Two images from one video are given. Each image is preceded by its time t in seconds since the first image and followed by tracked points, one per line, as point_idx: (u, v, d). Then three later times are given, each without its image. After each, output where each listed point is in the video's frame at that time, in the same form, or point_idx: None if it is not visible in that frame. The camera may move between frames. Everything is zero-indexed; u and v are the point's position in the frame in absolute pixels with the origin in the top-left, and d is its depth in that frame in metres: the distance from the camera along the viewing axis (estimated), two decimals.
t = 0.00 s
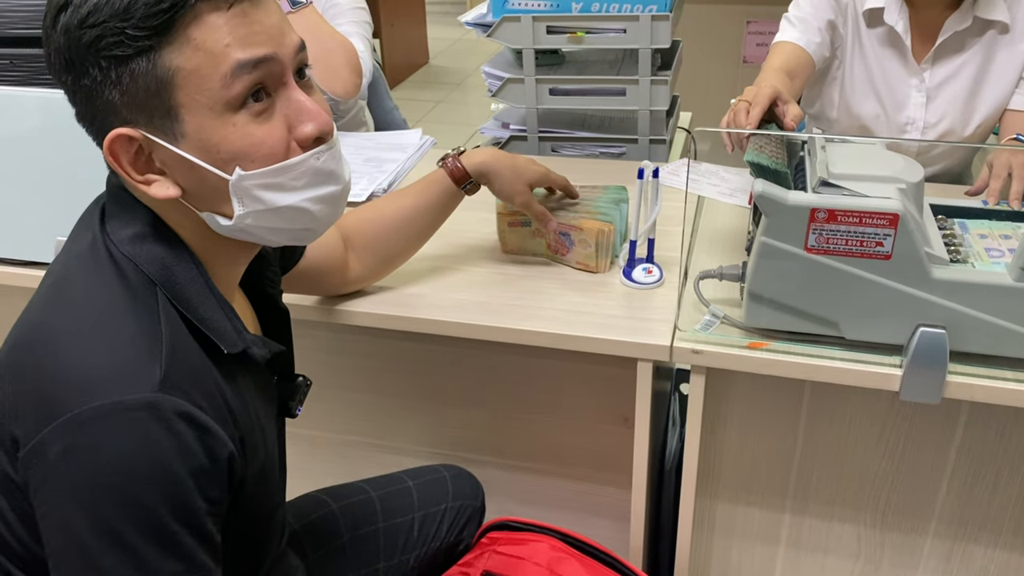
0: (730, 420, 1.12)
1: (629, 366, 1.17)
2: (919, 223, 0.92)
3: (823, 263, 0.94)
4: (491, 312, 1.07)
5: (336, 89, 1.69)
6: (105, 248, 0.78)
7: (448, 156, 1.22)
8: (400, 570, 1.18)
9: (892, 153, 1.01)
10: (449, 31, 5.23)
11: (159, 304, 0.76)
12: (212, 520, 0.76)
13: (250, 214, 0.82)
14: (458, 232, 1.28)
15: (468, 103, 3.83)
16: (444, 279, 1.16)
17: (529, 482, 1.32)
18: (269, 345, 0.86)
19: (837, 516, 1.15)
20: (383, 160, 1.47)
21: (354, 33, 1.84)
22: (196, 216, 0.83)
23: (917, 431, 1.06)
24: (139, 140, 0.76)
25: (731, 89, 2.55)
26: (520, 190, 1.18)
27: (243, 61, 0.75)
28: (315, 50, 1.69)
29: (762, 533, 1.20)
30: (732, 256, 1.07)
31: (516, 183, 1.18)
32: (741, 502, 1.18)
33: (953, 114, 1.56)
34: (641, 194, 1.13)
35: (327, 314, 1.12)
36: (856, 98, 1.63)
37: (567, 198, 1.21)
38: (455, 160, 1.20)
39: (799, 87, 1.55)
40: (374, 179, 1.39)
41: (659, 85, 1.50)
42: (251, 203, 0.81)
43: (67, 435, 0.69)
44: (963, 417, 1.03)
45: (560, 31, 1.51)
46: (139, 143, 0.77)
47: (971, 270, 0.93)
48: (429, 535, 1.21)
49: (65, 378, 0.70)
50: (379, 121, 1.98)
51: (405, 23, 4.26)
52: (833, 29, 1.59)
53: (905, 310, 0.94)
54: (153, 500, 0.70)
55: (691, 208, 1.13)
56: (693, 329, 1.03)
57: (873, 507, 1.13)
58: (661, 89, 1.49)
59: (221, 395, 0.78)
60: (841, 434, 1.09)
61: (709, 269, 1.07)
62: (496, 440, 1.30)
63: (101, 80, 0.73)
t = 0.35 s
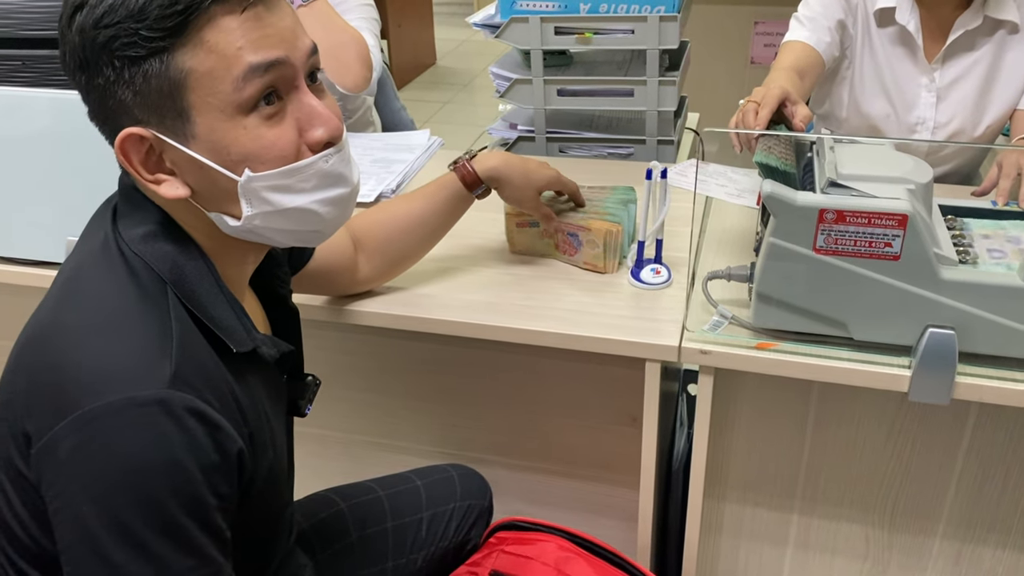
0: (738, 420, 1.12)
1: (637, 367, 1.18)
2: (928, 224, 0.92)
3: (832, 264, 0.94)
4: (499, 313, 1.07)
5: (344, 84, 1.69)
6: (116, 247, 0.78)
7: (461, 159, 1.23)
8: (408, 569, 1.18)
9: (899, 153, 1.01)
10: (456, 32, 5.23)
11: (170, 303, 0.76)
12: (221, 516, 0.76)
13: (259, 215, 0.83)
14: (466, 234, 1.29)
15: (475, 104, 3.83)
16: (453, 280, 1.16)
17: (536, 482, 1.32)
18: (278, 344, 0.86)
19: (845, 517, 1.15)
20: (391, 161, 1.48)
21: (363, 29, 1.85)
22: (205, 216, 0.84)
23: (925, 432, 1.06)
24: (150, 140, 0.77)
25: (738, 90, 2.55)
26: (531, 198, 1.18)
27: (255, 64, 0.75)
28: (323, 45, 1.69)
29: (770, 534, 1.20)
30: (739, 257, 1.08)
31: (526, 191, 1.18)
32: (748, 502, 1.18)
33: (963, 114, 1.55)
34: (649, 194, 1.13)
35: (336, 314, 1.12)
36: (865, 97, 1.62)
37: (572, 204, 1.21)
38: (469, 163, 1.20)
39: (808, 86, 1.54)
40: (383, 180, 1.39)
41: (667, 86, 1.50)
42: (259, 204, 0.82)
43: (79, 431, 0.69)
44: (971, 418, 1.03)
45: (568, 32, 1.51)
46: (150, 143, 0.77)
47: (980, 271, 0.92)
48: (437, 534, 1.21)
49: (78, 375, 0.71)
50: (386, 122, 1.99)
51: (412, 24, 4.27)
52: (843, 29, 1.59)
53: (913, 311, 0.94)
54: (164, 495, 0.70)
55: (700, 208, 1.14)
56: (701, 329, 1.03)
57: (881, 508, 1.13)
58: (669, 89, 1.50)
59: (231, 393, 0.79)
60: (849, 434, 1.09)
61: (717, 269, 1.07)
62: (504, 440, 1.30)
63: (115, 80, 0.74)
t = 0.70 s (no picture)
0: (745, 423, 1.12)
1: (645, 369, 1.18)
2: (936, 229, 0.92)
3: (839, 267, 0.95)
4: (508, 315, 1.08)
5: (367, 105, 1.73)
6: (132, 249, 0.80)
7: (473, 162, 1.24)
8: (416, 569, 1.19)
9: (907, 157, 1.01)
10: (464, 33, 5.24)
11: (185, 306, 0.77)
12: (234, 516, 0.77)
13: (272, 218, 0.83)
14: (475, 236, 1.30)
15: (483, 104, 3.84)
16: (462, 282, 1.17)
17: (544, 484, 1.33)
18: (289, 347, 0.87)
19: (851, 520, 1.16)
20: (400, 163, 1.49)
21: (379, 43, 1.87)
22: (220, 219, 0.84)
23: (932, 435, 1.06)
24: (166, 144, 0.78)
25: (746, 92, 2.55)
26: (543, 202, 1.19)
27: (271, 70, 0.76)
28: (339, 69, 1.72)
29: (777, 536, 1.21)
30: (747, 259, 1.08)
31: (539, 196, 1.19)
32: (755, 505, 1.19)
33: (971, 120, 1.55)
34: (656, 197, 1.14)
35: (346, 316, 1.13)
36: (873, 103, 1.63)
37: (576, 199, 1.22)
38: (479, 168, 1.21)
39: (816, 90, 1.54)
40: (393, 183, 1.40)
41: (675, 89, 1.51)
42: (273, 207, 0.83)
43: (96, 431, 0.70)
44: (978, 422, 1.03)
45: (576, 35, 1.52)
46: (166, 147, 0.78)
47: (988, 275, 0.93)
48: (446, 535, 1.22)
49: (94, 376, 0.72)
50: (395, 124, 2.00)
51: (420, 25, 4.28)
52: (851, 34, 1.59)
53: (920, 315, 0.95)
54: (178, 494, 0.71)
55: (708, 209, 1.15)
56: (709, 332, 1.03)
57: (888, 511, 1.13)
58: (677, 92, 1.50)
59: (244, 394, 0.80)
60: (857, 437, 1.09)
61: (725, 272, 1.07)
62: (512, 441, 1.31)
63: (133, 84, 0.75)
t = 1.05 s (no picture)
0: (755, 423, 1.12)
1: (654, 368, 1.18)
2: (947, 230, 0.92)
3: (850, 268, 0.94)
4: (518, 314, 1.08)
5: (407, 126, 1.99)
6: (146, 248, 0.80)
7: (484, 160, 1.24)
8: (425, 567, 1.19)
9: (919, 158, 1.01)
10: (474, 31, 5.24)
11: (197, 304, 0.78)
12: (245, 514, 0.78)
13: (286, 218, 0.84)
14: (485, 235, 1.30)
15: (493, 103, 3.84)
16: (472, 281, 1.17)
17: (553, 482, 1.33)
18: (300, 346, 0.88)
19: (861, 520, 1.15)
20: (411, 162, 1.49)
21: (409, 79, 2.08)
22: (234, 218, 0.85)
23: (943, 436, 1.06)
24: (182, 142, 0.79)
25: (756, 90, 2.55)
26: (553, 200, 1.19)
27: (287, 71, 0.77)
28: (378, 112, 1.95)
29: (786, 536, 1.20)
30: (756, 260, 1.09)
31: (548, 195, 1.19)
32: (764, 505, 1.19)
33: (983, 120, 1.55)
34: (667, 197, 1.14)
35: (356, 314, 1.13)
36: (886, 104, 1.62)
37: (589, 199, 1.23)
38: (489, 167, 1.21)
39: (827, 90, 1.54)
40: (403, 181, 1.40)
41: (686, 88, 1.51)
42: (286, 206, 0.83)
43: (108, 427, 0.71)
44: (989, 423, 1.03)
45: (587, 34, 1.52)
46: (181, 145, 0.79)
47: (1000, 276, 0.92)
48: (455, 533, 1.22)
49: (107, 373, 0.72)
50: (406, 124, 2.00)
51: (431, 23, 4.28)
52: (863, 33, 1.59)
53: (931, 315, 0.94)
54: (190, 490, 0.72)
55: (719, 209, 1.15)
56: (719, 332, 1.03)
57: (898, 511, 1.13)
58: (688, 91, 1.50)
59: (255, 392, 0.80)
60: (867, 437, 1.09)
61: (736, 272, 1.07)
62: (521, 439, 1.31)
63: (149, 82, 0.76)
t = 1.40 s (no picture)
0: (769, 420, 1.12)
1: (668, 365, 1.18)
2: (968, 227, 0.91)
3: (868, 264, 0.94)
4: (532, 309, 1.08)
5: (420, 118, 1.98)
6: (163, 239, 0.80)
7: (499, 153, 1.24)
8: (437, 563, 1.19)
9: (938, 153, 1.01)
10: (485, 26, 5.23)
11: (214, 297, 0.78)
12: (260, 506, 0.78)
13: (303, 209, 0.84)
14: (499, 230, 1.30)
15: (504, 98, 3.83)
16: (486, 276, 1.17)
17: (565, 478, 1.33)
18: (316, 340, 0.88)
19: (876, 519, 1.15)
20: (423, 157, 1.49)
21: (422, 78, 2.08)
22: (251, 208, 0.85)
23: (960, 435, 1.05)
24: (200, 132, 0.78)
25: (769, 86, 2.53)
26: (567, 193, 1.19)
27: (304, 59, 0.77)
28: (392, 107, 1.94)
29: (800, 533, 1.20)
30: (774, 255, 1.08)
31: (563, 188, 1.18)
32: (778, 502, 1.18)
33: (1003, 115, 1.52)
34: (683, 192, 1.13)
35: (370, 309, 1.13)
36: (903, 99, 1.61)
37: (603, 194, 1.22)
38: (503, 159, 1.21)
39: (844, 85, 1.53)
40: (416, 176, 1.40)
41: (701, 82, 1.50)
42: (304, 198, 0.83)
43: (125, 418, 0.71)
44: (1007, 422, 1.02)
45: (602, 28, 1.51)
46: (199, 135, 0.78)
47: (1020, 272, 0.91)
48: (467, 527, 1.22)
49: (124, 364, 0.72)
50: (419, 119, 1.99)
51: (442, 18, 4.28)
52: (882, 28, 1.58)
53: (950, 313, 0.94)
54: (205, 482, 0.72)
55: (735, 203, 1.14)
56: (735, 328, 1.02)
57: (913, 510, 1.12)
58: (703, 86, 1.49)
59: (272, 385, 0.80)
60: (882, 435, 1.08)
61: (752, 268, 1.06)
62: (533, 435, 1.31)
63: (167, 71, 0.76)
